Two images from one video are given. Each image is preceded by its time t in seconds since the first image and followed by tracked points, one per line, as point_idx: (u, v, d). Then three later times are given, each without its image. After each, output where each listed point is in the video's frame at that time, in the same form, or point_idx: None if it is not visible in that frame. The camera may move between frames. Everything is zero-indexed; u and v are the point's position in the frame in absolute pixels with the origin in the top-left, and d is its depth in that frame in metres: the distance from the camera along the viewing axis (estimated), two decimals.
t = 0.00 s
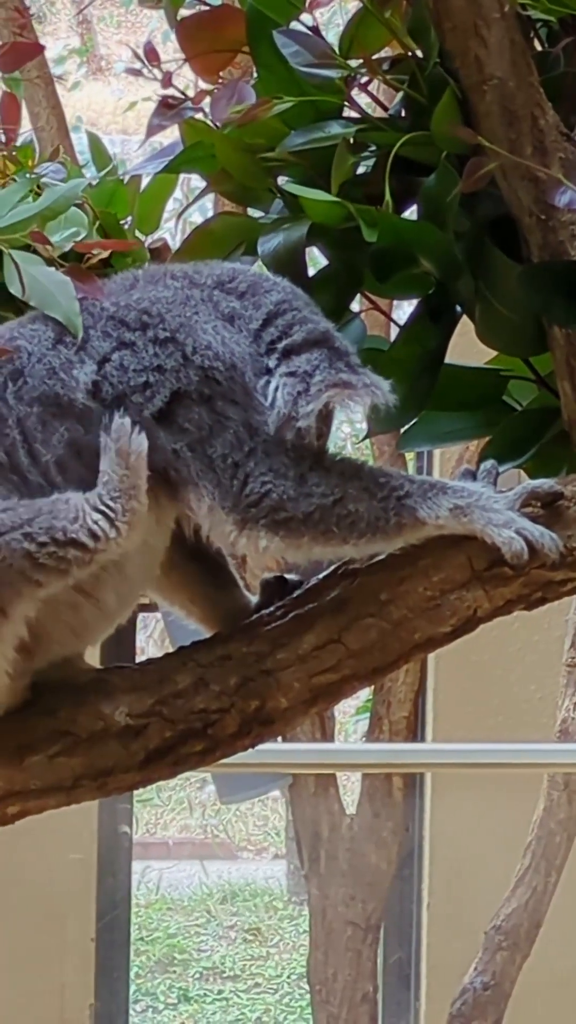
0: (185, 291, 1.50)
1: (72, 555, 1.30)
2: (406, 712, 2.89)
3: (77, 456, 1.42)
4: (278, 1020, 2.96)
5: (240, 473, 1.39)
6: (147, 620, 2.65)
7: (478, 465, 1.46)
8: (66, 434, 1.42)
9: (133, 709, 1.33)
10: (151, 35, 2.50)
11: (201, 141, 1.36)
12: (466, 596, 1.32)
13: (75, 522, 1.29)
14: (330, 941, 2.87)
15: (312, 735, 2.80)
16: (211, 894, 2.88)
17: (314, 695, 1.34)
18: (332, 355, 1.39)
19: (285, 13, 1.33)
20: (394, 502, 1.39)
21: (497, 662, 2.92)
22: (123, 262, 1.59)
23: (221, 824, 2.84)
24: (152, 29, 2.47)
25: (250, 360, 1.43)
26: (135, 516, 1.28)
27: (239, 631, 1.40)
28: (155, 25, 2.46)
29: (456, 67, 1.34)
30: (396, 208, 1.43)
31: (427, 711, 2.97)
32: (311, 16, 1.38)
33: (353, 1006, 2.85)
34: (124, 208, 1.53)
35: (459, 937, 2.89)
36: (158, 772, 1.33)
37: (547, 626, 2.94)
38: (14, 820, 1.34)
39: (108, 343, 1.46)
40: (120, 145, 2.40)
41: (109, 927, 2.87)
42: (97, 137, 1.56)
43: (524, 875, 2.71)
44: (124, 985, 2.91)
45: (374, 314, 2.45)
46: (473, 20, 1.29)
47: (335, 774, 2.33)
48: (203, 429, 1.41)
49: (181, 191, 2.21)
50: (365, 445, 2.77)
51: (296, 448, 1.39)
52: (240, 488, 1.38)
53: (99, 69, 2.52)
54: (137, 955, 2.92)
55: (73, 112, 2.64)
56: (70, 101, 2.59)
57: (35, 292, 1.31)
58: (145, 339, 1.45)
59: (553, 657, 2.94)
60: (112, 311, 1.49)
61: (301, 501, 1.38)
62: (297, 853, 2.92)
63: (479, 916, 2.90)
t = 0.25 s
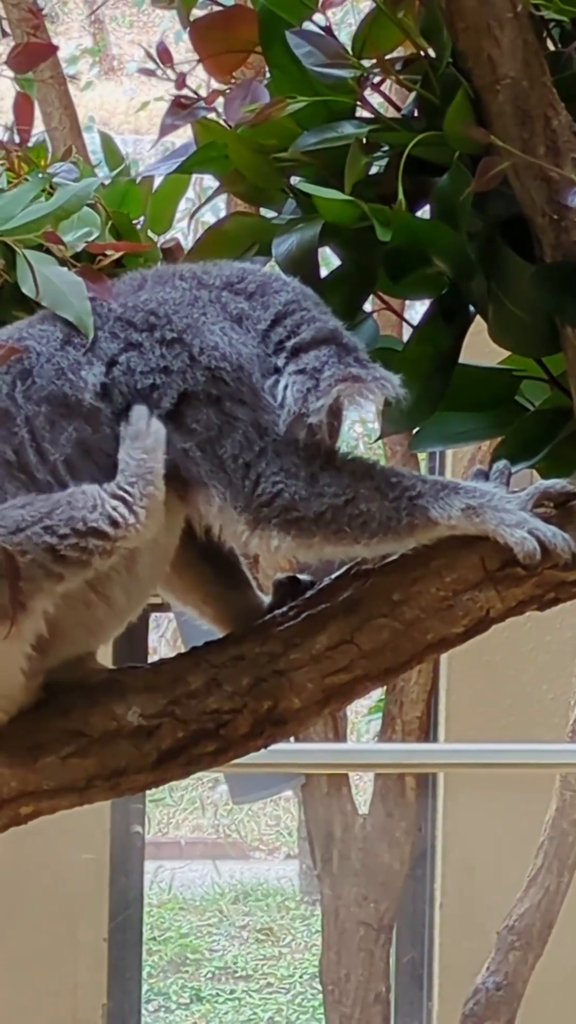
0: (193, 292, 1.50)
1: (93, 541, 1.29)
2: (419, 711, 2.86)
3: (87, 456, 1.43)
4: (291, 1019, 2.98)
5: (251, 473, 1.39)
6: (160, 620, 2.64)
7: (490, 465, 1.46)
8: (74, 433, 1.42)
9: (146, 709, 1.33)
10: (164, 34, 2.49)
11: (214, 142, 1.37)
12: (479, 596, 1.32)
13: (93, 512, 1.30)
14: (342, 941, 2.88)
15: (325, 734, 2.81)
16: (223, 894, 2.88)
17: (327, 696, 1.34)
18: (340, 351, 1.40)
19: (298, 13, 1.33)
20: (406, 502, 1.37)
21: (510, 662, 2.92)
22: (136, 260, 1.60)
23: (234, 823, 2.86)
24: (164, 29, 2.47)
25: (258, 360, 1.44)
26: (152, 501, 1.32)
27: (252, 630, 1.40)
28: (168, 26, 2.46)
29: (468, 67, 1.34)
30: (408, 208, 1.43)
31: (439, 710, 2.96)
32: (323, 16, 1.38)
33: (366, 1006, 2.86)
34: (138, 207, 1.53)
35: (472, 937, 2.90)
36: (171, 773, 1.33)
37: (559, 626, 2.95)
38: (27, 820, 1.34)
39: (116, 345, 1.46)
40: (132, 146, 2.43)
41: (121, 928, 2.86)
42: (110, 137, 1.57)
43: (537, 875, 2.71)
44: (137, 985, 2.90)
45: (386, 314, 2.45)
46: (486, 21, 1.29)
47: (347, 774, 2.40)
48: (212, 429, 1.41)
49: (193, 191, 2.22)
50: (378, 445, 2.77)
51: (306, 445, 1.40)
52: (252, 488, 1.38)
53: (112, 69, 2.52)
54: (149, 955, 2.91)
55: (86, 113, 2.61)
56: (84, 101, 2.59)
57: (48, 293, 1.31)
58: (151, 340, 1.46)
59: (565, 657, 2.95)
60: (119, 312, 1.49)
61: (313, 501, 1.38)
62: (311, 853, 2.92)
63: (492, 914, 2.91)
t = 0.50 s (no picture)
0: (199, 291, 1.51)
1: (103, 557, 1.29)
2: (426, 711, 2.89)
3: (94, 455, 1.43)
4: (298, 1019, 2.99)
5: (258, 472, 1.39)
6: (167, 619, 2.64)
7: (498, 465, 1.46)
8: (82, 432, 1.42)
9: (154, 709, 1.33)
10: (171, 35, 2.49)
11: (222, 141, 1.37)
12: (487, 597, 1.31)
13: (106, 526, 1.30)
14: (350, 942, 2.90)
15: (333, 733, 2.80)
16: (231, 893, 2.88)
17: (335, 696, 1.33)
18: (349, 347, 1.40)
19: (306, 13, 1.35)
20: (413, 499, 1.38)
21: (517, 662, 2.91)
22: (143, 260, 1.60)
23: (242, 823, 2.86)
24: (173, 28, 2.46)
25: (264, 359, 1.43)
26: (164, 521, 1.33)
27: (260, 630, 1.39)
28: (176, 25, 2.46)
29: (476, 66, 1.33)
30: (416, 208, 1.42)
31: (446, 710, 2.95)
32: (331, 16, 1.38)
33: (373, 1007, 2.89)
34: (145, 206, 1.53)
35: (481, 936, 2.89)
36: (178, 773, 1.33)
37: (568, 625, 2.95)
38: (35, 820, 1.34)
39: (122, 343, 1.47)
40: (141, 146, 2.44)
41: (128, 928, 2.86)
42: (117, 136, 1.57)
43: (545, 874, 2.71)
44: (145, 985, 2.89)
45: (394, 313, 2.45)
46: (495, 20, 1.28)
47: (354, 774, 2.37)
48: (219, 429, 1.41)
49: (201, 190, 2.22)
50: (386, 445, 2.77)
51: (314, 443, 1.40)
52: (258, 487, 1.39)
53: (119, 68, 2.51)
54: (156, 955, 2.91)
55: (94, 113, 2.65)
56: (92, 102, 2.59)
57: (55, 292, 1.31)
58: (157, 339, 1.46)
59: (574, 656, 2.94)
60: (125, 311, 1.49)
61: (320, 500, 1.38)
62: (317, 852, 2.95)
63: (501, 914, 2.89)
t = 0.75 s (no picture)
0: (204, 292, 1.51)
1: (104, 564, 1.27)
2: (433, 711, 2.86)
3: (100, 456, 1.43)
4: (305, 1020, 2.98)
5: (264, 472, 1.39)
6: (174, 620, 2.65)
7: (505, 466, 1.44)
8: (88, 435, 1.42)
9: (161, 711, 1.33)
10: (178, 36, 2.49)
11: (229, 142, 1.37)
12: (494, 598, 1.31)
13: (107, 536, 1.28)
14: (357, 943, 2.90)
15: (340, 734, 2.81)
16: (238, 894, 2.87)
17: (342, 697, 1.33)
18: (355, 345, 1.42)
19: (313, 14, 1.35)
20: (419, 501, 1.37)
21: (524, 663, 2.92)
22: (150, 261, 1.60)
23: (248, 824, 2.85)
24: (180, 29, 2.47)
25: (269, 358, 1.44)
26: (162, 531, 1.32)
27: (267, 632, 1.39)
28: (183, 26, 2.47)
29: (483, 67, 1.33)
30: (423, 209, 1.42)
31: (453, 710, 2.95)
32: (337, 17, 1.38)
33: (380, 1006, 2.89)
34: (152, 208, 1.53)
35: (487, 937, 2.92)
36: (186, 775, 1.33)
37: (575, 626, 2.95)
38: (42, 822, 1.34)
39: (129, 345, 1.47)
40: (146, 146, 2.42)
41: (135, 929, 2.84)
42: (125, 138, 1.57)
43: (552, 875, 2.71)
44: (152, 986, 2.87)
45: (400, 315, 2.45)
46: (502, 20, 1.27)
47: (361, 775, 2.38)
48: (224, 429, 1.41)
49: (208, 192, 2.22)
50: (393, 446, 2.77)
51: (318, 441, 1.39)
52: (263, 488, 1.38)
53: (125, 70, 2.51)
54: (163, 956, 2.89)
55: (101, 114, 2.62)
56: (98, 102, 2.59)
57: (62, 292, 1.30)
58: (163, 339, 1.46)
59: None
60: (132, 312, 1.49)
61: (325, 499, 1.37)
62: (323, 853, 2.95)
63: (506, 917, 2.94)
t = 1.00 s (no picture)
0: (208, 288, 1.52)
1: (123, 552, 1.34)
2: (436, 711, 2.89)
3: (105, 448, 1.44)
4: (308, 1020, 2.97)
5: (269, 466, 1.41)
6: (177, 620, 2.64)
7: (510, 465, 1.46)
8: (92, 427, 1.43)
9: (166, 710, 1.33)
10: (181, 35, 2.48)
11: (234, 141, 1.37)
12: (499, 598, 1.30)
13: (126, 522, 1.34)
14: (359, 943, 2.92)
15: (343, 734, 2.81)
16: (241, 894, 2.85)
17: (346, 697, 1.33)
18: (357, 338, 1.44)
19: (319, 14, 1.35)
20: (424, 497, 1.39)
21: (527, 663, 2.91)
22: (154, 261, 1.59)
23: (252, 825, 2.84)
24: (183, 29, 2.48)
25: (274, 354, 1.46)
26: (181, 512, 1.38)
27: (271, 631, 1.39)
28: (186, 26, 2.47)
29: (489, 67, 1.33)
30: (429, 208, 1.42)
31: (456, 710, 2.95)
32: (343, 17, 1.38)
33: (383, 1006, 2.91)
34: (156, 208, 1.52)
35: (491, 937, 2.89)
36: (190, 774, 1.33)
37: None
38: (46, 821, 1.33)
39: (133, 339, 1.47)
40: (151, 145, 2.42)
41: (138, 929, 2.83)
42: (128, 136, 1.56)
43: (555, 876, 2.70)
44: (155, 986, 2.86)
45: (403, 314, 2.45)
46: (507, 20, 1.29)
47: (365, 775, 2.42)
48: (230, 424, 1.43)
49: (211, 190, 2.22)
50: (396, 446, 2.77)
51: (323, 436, 1.42)
52: (269, 482, 1.41)
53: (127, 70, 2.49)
54: (166, 956, 2.87)
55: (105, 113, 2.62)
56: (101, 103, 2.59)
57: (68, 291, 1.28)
58: (167, 332, 1.47)
59: None
60: (135, 307, 1.49)
61: (330, 494, 1.40)
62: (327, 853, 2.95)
63: (509, 914, 2.90)
